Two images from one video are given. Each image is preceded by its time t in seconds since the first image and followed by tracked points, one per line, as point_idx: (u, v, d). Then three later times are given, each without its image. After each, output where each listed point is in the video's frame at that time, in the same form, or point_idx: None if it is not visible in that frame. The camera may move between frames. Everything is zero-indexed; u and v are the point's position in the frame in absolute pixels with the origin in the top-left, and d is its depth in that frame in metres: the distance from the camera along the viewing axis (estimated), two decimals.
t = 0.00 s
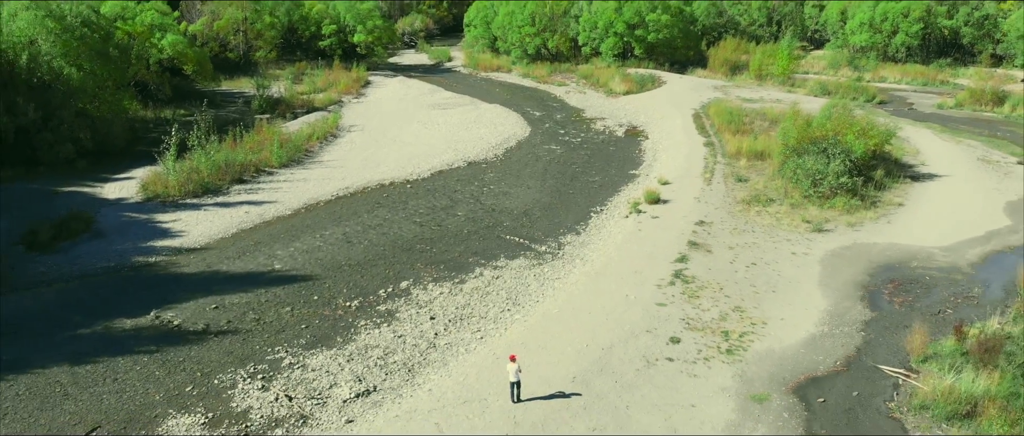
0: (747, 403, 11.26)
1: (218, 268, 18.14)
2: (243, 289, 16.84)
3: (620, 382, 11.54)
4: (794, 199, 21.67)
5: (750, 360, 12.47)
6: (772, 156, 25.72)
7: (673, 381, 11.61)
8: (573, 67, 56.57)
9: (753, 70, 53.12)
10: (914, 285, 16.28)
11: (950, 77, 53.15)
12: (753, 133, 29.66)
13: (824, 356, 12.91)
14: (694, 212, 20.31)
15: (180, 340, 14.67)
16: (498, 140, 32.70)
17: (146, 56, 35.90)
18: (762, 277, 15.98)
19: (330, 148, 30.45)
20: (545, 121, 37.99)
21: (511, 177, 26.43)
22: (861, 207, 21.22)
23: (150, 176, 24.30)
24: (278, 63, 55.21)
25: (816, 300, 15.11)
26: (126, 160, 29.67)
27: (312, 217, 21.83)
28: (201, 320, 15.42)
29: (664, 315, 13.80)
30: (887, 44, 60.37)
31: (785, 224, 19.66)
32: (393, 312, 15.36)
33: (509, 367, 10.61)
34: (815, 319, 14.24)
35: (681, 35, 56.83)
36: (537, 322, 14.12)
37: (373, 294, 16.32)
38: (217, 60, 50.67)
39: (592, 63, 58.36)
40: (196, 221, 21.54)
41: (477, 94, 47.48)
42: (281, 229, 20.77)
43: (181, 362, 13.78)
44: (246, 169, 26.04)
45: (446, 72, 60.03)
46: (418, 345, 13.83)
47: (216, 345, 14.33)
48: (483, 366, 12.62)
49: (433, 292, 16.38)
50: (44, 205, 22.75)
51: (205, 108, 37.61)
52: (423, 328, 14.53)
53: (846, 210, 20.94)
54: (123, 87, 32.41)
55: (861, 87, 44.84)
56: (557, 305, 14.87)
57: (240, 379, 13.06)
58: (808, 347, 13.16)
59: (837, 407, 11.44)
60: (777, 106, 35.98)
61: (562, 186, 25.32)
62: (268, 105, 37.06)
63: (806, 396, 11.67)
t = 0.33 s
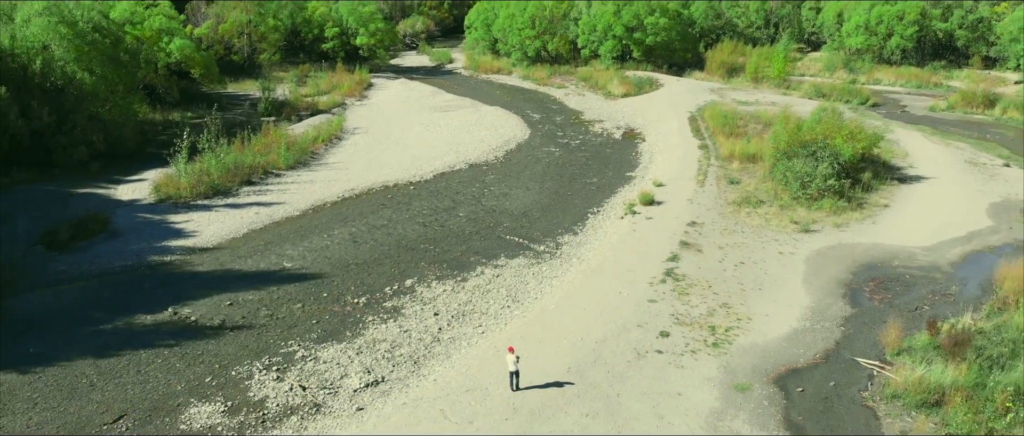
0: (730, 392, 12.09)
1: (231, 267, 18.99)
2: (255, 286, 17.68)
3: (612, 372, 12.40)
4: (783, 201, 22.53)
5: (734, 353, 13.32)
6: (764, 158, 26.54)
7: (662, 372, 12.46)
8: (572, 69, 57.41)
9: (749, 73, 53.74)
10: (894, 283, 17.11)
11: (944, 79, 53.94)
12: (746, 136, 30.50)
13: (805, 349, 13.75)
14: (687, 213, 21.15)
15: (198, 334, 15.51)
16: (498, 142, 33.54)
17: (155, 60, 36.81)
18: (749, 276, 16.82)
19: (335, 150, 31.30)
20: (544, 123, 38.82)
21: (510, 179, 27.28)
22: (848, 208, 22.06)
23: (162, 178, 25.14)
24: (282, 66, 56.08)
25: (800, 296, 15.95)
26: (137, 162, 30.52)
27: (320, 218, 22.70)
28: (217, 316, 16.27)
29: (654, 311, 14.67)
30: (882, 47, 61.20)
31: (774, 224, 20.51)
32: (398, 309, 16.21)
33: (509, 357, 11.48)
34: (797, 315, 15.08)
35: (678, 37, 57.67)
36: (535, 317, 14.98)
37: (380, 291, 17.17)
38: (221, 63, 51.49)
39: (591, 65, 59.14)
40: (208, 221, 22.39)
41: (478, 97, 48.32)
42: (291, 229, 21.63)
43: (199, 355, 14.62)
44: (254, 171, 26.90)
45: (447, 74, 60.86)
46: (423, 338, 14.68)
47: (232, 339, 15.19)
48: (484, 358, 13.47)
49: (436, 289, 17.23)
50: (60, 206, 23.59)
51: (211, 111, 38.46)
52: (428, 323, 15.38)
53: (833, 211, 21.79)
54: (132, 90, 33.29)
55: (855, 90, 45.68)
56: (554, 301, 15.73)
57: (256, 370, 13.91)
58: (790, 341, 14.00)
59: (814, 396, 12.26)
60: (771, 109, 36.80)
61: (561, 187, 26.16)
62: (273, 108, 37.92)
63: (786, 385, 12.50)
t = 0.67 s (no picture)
0: (714, 382, 12.97)
1: (243, 266, 19.88)
2: (267, 284, 18.56)
3: (605, 363, 13.30)
4: (773, 203, 23.46)
5: (720, 346, 14.21)
6: (755, 161, 27.42)
7: (651, 363, 13.37)
8: (572, 72, 58.30)
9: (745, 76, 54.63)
10: (875, 281, 17.99)
11: (937, 82, 54.78)
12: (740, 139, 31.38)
13: (786, 342, 14.63)
14: (679, 214, 22.04)
15: (214, 329, 16.39)
16: (498, 145, 34.42)
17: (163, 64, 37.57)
18: (736, 274, 17.71)
19: (339, 153, 32.18)
20: (543, 126, 39.71)
21: (510, 181, 28.15)
22: (835, 209, 22.95)
23: (173, 180, 26.03)
24: (285, 68, 56.98)
25: (784, 293, 16.85)
26: (147, 164, 31.39)
27: (327, 218, 23.58)
28: (231, 312, 17.15)
29: (645, 307, 15.57)
30: (877, 50, 62.06)
31: (763, 225, 21.39)
32: (404, 305, 17.09)
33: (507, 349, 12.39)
34: (781, 310, 15.97)
35: (676, 40, 58.50)
36: (533, 312, 15.88)
37: (386, 289, 18.06)
38: (226, 66, 52.61)
39: (590, 68, 60.02)
40: (219, 222, 23.29)
41: (479, 99, 49.19)
42: (299, 230, 22.51)
43: (216, 349, 15.50)
44: (262, 173, 27.79)
45: (448, 76, 61.73)
46: (427, 333, 15.57)
47: (247, 334, 16.07)
48: (485, 350, 14.36)
49: (439, 287, 18.12)
50: (76, 207, 24.49)
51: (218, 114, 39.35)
52: (432, 318, 16.27)
53: (820, 212, 22.69)
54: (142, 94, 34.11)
55: (849, 93, 46.52)
56: (551, 298, 16.63)
57: (271, 362, 14.80)
58: (772, 335, 14.88)
59: (793, 385, 13.13)
60: (765, 112, 37.66)
61: (558, 189, 27.04)
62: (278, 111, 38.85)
63: (767, 376, 13.37)
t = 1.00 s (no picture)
0: (699, 371, 13.89)
1: (254, 264, 20.81)
2: (277, 281, 19.49)
3: (597, 354, 14.25)
4: (763, 204, 24.44)
5: (706, 338, 15.14)
6: (747, 163, 28.36)
7: (640, 354, 14.29)
8: (571, 75, 59.22)
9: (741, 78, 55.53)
10: (857, 278, 18.90)
11: (931, 84, 55.64)
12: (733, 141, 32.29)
13: (769, 335, 15.55)
14: (672, 215, 22.96)
15: (229, 323, 17.32)
16: (498, 146, 35.34)
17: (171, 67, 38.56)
18: (724, 271, 18.64)
19: (344, 154, 33.12)
20: (542, 128, 40.63)
21: (510, 182, 29.08)
22: (822, 210, 23.88)
23: (184, 181, 26.96)
24: (289, 70, 57.93)
25: (769, 289, 17.78)
26: (157, 165, 32.32)
27: (333, 218, 24.51)
28: (245, 307, 18.08)
29: (637, 303, 16.51)
30: (872, 52, 62.96)
31: (751, 225, 22.32)
32: (409, 301, 18.02)
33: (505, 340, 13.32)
34: (765, 305, 16.90)
35: (674, 43, 59.40)
36: (531, 307, 16.81)
37: (391, 286, 18.99)
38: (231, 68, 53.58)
39: (589, 70, 60.95)
40: (230, 222, 24.22)
41: (479, 101, 50.12)
42: (306, 229, 23.43)
43: (231, 341, 16.42)
44: (270, 174, 28.73)
45: (449, 78, 62.66)
46: (431, 326, 16.50)
47: (260, 327, 17.00)
48: (486, 342, 15.29)
49: (442, 283, 19.06)
50: (92, 207, 25.41)
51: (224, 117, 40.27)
52: (435, 313, 17.20)
53: (807, 213, 23.64)
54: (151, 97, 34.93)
55: (843, 95, 47.41)
56: (548, 294, 17.55)
57: (284, 354, 15.73)
58: (756, 328, 15.80)
59: (773, 375, 14.05)
60: (759, 115, 38.58)
61: (557, 190, 27.97)
62: (283, 113, 39.75)
63: (749, 366, 14.28)
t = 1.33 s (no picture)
0: (685, 360, 14.94)
1: (266, 261, 21.86)
2: (288, 278, 20.56)
3: (591, 345, 15.31)
4: (752, 204, 25.50)
5: (693, 330, 16.20)
6: (738, 165, 29.42)
7: (631, 345, 15.35)
8: (570, 77, 60.24)
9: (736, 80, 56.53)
10: (839, 275, 19.95)
11: (924, 87, 56.62)
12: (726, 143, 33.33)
13: (752, 327, 16.62)
14: (665, 215, 24.02)
15: (245, 317, 18.38)
16: (499, 148, 36.40)
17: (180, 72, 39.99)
18: (712, 268, 19.70)
19: (349, 156, 34.19)
20: (542, 130, 41.68)
21: (510, 183, 30.14)
22: (809, 211, 24.93)
23: (197, 183, 28.02)
24: (293, 73, 58.99)
25: (754, 285, 18.84)
26: (168, 166, 33.40)
27: (340, 218, 25.56)
28: (259, 302, 19.15)
29: (629, 298, 17.57)
30: (867, 55, 63.95)
31: (740, 225, 23.38)
32: (414, 296, 19.08)
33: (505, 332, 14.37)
34: (750, 300, 17.96)
35: (671, 45, 60.39)
36: (529, 302, 17.87)
37: (397, 282, 20.04)
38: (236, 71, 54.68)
39: (588, 72, 61.97)
40: (241, 221, 25.28)
41: (480, 103, 51.16)
42: (315, 229, 24.47)
43: (248, 334, 17.48)
44: (278, 176, 29.78)
45: (450, 80, 63.69)
46: (435, 319, 17.56)
47: (274, 321, 18.06)
48: (486, 334, 16.35)
49: (445, 280, 20.12)
50: (108, 208, 26.47)
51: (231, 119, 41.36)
52: (439, 307, 18.26)
53: (794, 213, 24.69)
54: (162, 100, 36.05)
55: (836, 98, 48.45)
56: (545, 290, 18.62)
57: (298, 345, 16.78)
58: (740, 321, 16.86)
59: (755, 364, 15.09)
60: (753, 117, 39.60)
61: (555, 191, 29.03)
62: (289, 116, 40.78)
63: (733, 356, 15.33)
